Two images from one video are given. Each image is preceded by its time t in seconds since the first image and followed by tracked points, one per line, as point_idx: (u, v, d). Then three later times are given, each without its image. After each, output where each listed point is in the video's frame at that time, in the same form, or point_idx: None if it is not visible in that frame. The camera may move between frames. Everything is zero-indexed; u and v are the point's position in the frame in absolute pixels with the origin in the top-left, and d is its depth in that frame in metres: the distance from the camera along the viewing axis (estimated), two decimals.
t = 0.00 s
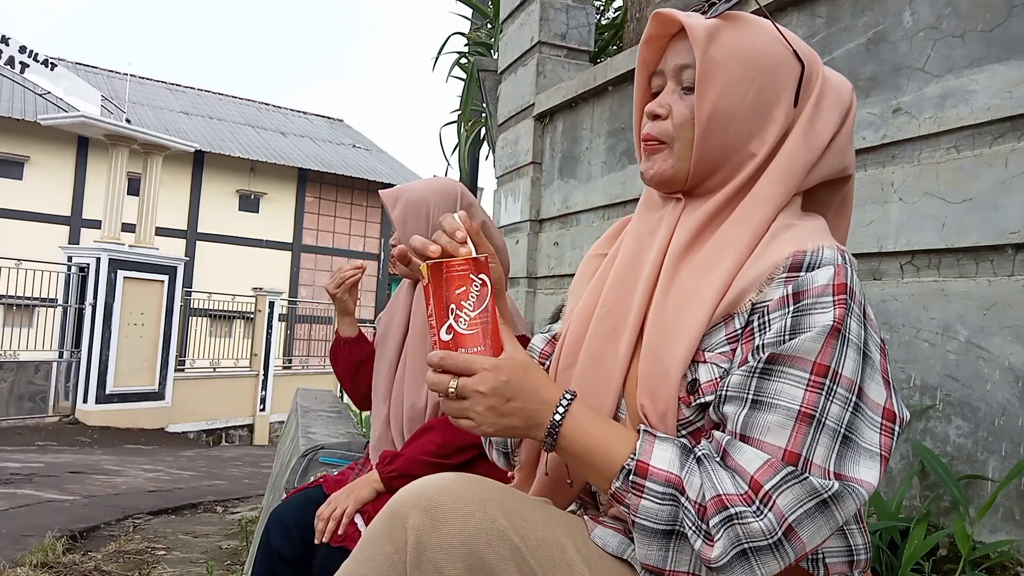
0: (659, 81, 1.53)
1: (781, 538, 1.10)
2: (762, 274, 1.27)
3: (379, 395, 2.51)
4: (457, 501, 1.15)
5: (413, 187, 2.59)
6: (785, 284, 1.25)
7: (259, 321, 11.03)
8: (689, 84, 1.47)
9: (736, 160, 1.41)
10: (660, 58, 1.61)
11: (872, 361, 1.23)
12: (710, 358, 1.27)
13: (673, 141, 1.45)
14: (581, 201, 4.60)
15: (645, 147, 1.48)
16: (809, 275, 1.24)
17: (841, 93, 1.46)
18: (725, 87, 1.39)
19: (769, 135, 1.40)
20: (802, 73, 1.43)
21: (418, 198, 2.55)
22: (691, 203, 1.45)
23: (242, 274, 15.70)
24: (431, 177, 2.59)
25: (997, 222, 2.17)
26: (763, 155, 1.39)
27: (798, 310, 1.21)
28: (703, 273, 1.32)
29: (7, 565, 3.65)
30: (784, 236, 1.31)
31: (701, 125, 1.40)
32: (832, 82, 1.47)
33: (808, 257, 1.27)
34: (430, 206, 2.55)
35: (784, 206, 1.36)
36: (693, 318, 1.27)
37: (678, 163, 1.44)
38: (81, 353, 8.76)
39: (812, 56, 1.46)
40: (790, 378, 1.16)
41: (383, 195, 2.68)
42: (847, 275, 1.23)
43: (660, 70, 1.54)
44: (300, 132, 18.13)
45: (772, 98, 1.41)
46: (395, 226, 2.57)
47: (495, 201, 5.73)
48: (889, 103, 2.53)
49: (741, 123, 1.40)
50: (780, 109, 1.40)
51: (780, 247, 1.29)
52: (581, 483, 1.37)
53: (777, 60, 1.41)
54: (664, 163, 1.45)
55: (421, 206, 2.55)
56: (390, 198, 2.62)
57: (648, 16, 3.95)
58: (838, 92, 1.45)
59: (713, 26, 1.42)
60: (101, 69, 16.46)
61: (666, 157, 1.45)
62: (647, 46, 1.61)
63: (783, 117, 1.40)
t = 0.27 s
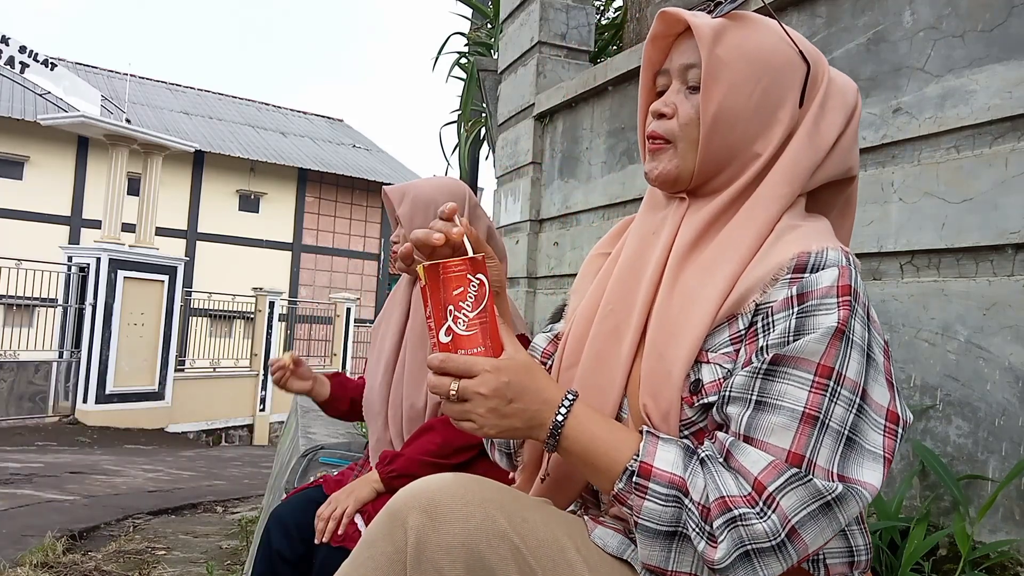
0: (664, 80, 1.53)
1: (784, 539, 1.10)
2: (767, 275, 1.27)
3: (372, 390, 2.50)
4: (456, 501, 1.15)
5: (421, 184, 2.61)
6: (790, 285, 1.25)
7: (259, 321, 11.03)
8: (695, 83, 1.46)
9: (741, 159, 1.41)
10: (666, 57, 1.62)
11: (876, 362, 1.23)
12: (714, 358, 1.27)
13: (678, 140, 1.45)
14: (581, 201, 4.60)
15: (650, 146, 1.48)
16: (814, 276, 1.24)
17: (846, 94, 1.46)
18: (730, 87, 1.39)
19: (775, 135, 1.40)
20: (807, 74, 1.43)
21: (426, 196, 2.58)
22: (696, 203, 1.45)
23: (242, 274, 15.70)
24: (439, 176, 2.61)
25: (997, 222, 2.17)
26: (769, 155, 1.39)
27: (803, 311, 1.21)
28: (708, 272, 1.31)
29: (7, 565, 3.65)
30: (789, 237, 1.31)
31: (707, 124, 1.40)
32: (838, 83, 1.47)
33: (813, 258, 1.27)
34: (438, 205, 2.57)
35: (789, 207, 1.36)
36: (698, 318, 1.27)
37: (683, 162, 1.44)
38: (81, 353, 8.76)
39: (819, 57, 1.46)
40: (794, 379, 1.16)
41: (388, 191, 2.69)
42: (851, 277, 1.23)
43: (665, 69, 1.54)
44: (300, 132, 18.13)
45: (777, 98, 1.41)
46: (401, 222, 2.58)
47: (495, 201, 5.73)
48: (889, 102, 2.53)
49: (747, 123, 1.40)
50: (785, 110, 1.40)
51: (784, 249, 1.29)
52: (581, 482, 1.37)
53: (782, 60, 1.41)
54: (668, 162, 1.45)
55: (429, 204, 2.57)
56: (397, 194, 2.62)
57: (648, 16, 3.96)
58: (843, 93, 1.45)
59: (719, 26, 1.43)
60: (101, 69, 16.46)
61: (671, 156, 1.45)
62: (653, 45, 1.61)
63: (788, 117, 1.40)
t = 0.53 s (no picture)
0: (666, 80, 1.54)
1: (788, 540, 1.10)
2: (770, 276, 1.27)
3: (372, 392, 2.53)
4: (456, 501, 1.15)
5: (424, 182, 2.60)
6: (794, 285, 1.25)
7: (259, 321, 11.03)
8: (697, 84, 1.47)
9: (743, 159, 1.41)
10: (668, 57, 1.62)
11: (878, 363, 1.23)
12: (717, 359, 1.27)
13: (680, 140, 1.45)
14: (581, 201, 4.60)
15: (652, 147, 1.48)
16: (817, 277, 1.24)
17: (848, 93, 1.45)
18: (732, 86, 1.40)
19: (777, 134, 1.40)
20: (809, 74, 1.43)
21: (429, 194, 2.58)
22: (698, 203, 1.45)
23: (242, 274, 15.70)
24: (442, 176, 2.61)
25: (997, 222, 2.17)
26: (771, 155, 1.39)
27: (806, 312, 1.21)
28: (711, 272, 1.31)
29: (7, 565, 3.65)
30: (792, 238, 1.31)
31: (710, 124, 1.40)
32: (840, 82, 1.47)
33: (816, 259, 1.26)
34: (442, 205, 2.58)
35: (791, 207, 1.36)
36: (701, 318, 1.27)
37: (686, 162, 1.44)
38: (81, 353, 8.76)
39: (821, 57, 1.46)
40: (798, 380, 1.16)
41: (387, 186, 2.67)
42: (855, 278, 1.23)
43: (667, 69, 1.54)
44: (300, 132, 18.13)
45: (780, 98, 1.41)
46: (404, 220, 2.58)
47: (495, 201, 5.73)
48: (889, 103, 2.53)
49: (749, 123, 1.40)
50: (788, 110, 1.40)
51: (787, 250, 1.29)
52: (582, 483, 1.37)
53: (785, 60, 1.41)
54: (671, 162, 1.45)
55: (433, 203, 2.57)
56: (398, 191, 2.61)
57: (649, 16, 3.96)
58: (846, 92, 1.45)
59: (722, 26, 1.43)
60: (101, 69, 16.46)
61: (673, 156, 1.45)
62: (655, 45, 1.61)
63: (791, 116, 1.40)
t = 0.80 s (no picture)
0: (666, 82, 1.53)
1: (789, 541, 1.10)
2: (771, 278, 1.27)
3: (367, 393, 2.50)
4: (456, 500, 1.15)
5: (417, 182, 2.64)
6: (795, 286, 1.25)
7: (259, 321, 11.03)
8: (697, 84, 1.46)
9: (744, 160, 1.41)
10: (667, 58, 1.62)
11: (880, 364, 1.23)
12: (718, 359, 1.27)
13: (681, 140, 1.45)
14: (581, 201, 4.60)
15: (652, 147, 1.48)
16: (819, 278, 1.24)
17: (849, 91, 1.46)
18: (733, 86, 1.39)
19: (778, 134, 1.40)
20: (809, 73, 1.43)
21: (424, 192, 2.61)
22: (699, 202, 1.45)
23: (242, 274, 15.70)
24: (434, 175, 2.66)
25: (997, 222, 2.17)
26: (772, 155, 1.39)
27: (808, 313, 1.21)
28: (712, 272, 1.31)
29: (7, 565, 3.65)
30: (793, 237, 1.31)
31: (711, 125, 1.40)
32: (840, 80, 1.47)
33: (818, 259, 1.26)
34: (436, 203, 2.62)
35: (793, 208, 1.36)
36: (701, 318, 1.27)
37: (687, 162, 1.44)
38: (81, 353, 8.76)
39: (820, 56, 1.46)
40: (800, 381, 1.16)
41: (379, 185, 2.69)
42: (857, 278, 1.23)
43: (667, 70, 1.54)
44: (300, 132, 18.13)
45: (780, 98, 1.41)
46: (398, 217, 2.60)
47: (495, 201, 5.73)
48: (889, 102, 2.53)
49: (750, 124, 1.40)
50: (788, 110, 1.40)
51: (789, 250, 1.28)
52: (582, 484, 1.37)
53: (785, 59, 1.41)
54: (672, 163, 1.45)
55: (427, 201, 2.61)
56: (392, 189, 2.63)
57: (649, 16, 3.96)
58: (846, 90, 1.45)
59: (722, 27, 1.43)
60: (101, 69, 16.46)
61: (674, 157, 1.45)
62: (654, 46, 1.61)
63: (792, 117, 1.40)
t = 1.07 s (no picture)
0: (660, 86, 1.53)
1: (791, 544, 1.10)
2: (770, 278, 1.27)
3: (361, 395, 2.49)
4: (456, 501, 1.15)
5: (412, 182, 2.66)
6: (795, 286, 1.25)
7: (259, 321, 11.03)
8: (691, 87, 1.46)
9: (742, 160, 1.41)
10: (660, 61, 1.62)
11: (880, 364, 1.23)
12: (718, 359, 1.27)
13: (678, 143, 1.45)
14: (581, 201, 4.60)
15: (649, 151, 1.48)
16: (819, 278, 1.24)
17: (845, 87, 1.45)
18: (727, 87, 1.39)
19: (775, 133, 1.40)
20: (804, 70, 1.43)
21: (418, 192, 2.64)
22: (698, 204, 1.45)
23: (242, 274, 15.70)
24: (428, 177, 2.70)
25: (997, 222, 2.17)
26: (770, 154, 1.39)
27: (808, 313, 1.21)
28: (711, 272, 1.31)
29: (7, 565, 3.65)
30: (793, 236, 1.31)
31: (707, 127, 1.40)
32: (835, 76, 1.47)
33: (817, 260, 1.26)
34: (431, 203, 2.66)
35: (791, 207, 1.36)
36: (700, 319, 1.27)
37: (685, 164, 1.44)
38: (81, 353, 8.76)
39: (814, 53, 1.46)
40: (800, 382, 1.16)
41: (372, 185, 2.69)
42: (856, 279, 1.23)
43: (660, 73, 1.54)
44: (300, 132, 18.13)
45: (776, 97, 1.41)
46: (394, 218, 2.61)
47: (495, 200, 5.73)
48: (889, 102, 2.53)
49: (746, 124, 1.40)
50: (785, 108, 1.40)
51: (788, 250, 1.28)
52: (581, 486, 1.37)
53: (779, 58, 1.41)
54: (670, 165, 1.45)
55: (422, 201, 2.64)
56: (386, 189, 2.63)
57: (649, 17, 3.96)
58: (842, 85, 1.45)
59: (713, 29, 1.43)
60: (101, 69, 16.46)
61: (672, 159, 1.45)
62: (647, 50, 1.61)
63: (788, 115, 1.40)
